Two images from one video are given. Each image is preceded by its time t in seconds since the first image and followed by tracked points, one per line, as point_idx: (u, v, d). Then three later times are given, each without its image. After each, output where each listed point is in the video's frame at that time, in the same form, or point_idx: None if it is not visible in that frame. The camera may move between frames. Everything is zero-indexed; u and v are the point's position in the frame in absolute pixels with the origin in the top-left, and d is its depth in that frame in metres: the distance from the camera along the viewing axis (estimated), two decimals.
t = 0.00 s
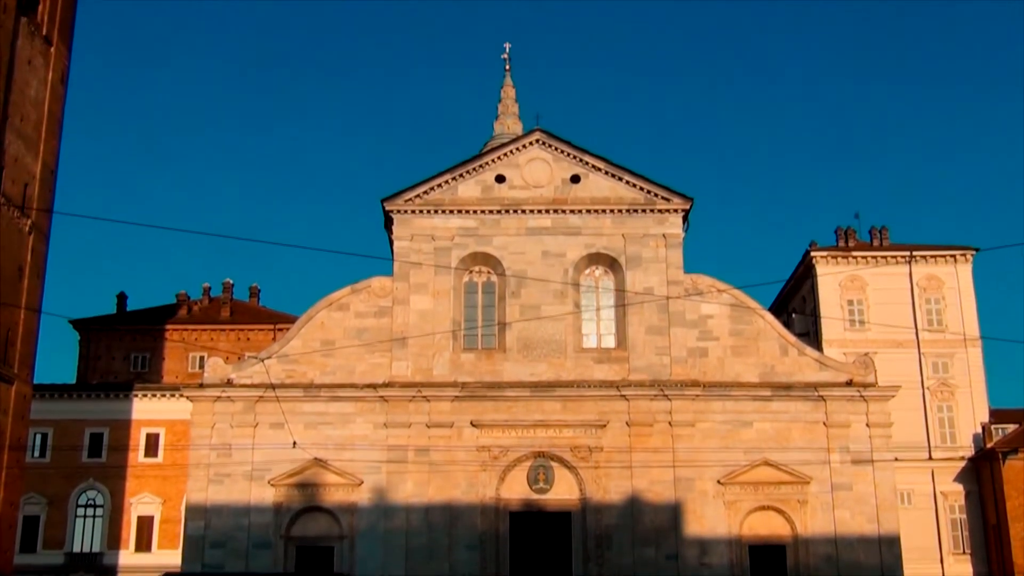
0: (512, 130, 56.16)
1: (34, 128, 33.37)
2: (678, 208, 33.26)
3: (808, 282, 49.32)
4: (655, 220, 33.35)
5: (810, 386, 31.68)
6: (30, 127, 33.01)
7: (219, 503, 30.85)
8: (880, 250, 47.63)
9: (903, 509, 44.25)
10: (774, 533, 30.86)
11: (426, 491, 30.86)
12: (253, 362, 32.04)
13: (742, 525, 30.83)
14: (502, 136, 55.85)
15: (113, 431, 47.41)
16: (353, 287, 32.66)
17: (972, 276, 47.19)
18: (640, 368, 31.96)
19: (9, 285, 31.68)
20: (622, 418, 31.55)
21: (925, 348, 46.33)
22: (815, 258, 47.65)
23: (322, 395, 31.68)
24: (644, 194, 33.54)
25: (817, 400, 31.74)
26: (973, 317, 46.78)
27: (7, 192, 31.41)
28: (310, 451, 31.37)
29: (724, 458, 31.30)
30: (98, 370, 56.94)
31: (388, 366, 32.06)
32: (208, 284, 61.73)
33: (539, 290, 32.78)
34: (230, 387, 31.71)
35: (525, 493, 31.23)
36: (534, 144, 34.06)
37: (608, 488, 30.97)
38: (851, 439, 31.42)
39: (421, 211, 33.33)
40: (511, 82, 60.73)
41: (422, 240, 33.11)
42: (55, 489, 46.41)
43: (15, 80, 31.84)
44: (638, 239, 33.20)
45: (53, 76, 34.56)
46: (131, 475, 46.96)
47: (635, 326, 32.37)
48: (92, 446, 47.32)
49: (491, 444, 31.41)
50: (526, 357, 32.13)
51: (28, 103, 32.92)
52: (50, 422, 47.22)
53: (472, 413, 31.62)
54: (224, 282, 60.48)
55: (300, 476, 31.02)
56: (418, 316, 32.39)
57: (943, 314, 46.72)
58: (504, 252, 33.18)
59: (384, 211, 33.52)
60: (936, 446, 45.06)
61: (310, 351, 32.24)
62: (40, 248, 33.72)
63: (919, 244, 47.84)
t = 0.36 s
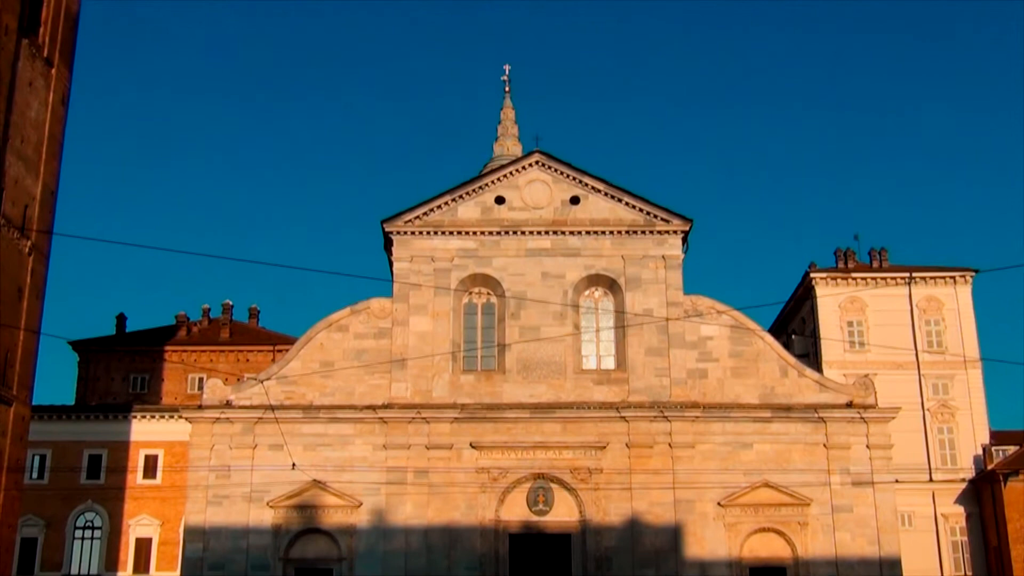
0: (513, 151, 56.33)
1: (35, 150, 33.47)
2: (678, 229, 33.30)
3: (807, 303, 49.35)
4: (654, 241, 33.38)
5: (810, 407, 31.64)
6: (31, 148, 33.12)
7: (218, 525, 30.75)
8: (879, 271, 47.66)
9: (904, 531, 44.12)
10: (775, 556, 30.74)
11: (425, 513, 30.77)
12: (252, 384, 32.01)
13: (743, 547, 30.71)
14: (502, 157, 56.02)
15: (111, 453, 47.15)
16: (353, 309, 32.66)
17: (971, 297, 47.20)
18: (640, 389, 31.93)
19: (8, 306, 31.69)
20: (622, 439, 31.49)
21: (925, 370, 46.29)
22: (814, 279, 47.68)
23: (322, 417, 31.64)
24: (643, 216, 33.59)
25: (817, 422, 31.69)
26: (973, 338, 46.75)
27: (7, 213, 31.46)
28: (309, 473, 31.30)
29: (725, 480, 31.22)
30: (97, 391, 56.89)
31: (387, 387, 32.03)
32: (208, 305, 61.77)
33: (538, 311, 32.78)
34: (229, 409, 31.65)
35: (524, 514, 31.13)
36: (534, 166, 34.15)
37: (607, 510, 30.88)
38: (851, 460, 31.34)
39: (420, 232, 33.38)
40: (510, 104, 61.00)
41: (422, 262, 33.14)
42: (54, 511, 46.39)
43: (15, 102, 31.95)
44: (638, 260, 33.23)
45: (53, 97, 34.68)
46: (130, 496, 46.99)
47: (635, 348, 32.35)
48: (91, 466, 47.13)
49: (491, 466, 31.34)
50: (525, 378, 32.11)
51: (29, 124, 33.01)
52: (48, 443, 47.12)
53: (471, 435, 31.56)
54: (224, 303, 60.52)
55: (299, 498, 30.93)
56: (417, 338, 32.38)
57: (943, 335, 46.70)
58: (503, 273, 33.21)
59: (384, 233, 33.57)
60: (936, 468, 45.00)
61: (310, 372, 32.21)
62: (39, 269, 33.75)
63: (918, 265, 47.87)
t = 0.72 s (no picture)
0: (512, 172, 56.47)
1: (35, 171, 33.54)
2: (677, 250, 33.34)
3: (807, 324, 49.35)
4: (654, 263, 33.41)
5: (810, 429, 31.59)
6: (31, 169, 33.19)
7: (216, 546, 30.62)
8: (879, 293, 47.66)
9: (904, 553, 43.97)
10: None
11: (424, 535, 30.67)
12: (251, 405, 31.96)
13: (743, 569, 30.57)
14: (502, 179, 56.15)
15: (110, 474, 47.12)
16: (352, 329, 32.65)
17: (971, 319, 47.18)
18: (639, 411, 31.88)
19: (8, 327, 31.67)
20: (621, 461, 31.41)
21: (925, 391, 46.24)
22: (814, 300, 47.69)
23: (321, 438, 31.58)
24: (643, 237, 33.63)
25: (817, 443, 31.62)
26: (973, 360, 46.71)
27: (7, 234, 31.51)
28: (308, 494, 31.20)
29: (725, 501, 31.13)
30: (96, 412, 56.77)
31: (387, 409, 31.97)
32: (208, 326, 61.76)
33: (538, 332, 32.78)
34: (228, 430, 31.59)
35: (524, 536, 31.01)
36: (534, 187, 34.22)
37: (607, 531, 30.77)
38: (851, 482, 31.25)
39: (420, 253, 33.41)
40: (510, 125, 61.20)
41: (422, 282, 33.16)
42: (52, 533, 46.21)
43: (16, 124, 32.03)
44: (637, 281, 33.25)
45: (54, 119, 34.79)
46: (128, 518, 46.83)
47: (634, 369, 32.33)
48: (88, 488, 47.12)
49: (490, 487, 31.25)
50: (525, 400, 32.07)
51: (29, 145, 33.09)
52: (46, 464, 47.03)
53: (471, 456, 31.48)
54: (224, 324, 60.52)
55: (298, 519, 30.82)
56: (417, 359, 32.36)
57: (943, 356, 46.67)
58: (503, 294, 33.22)
59: (383, 254, 33.61)
60: (937, 490, 45.04)
61: (309, 393, 32.17)
62: (39, 290, 33.78)
63: (918, 286, 47.90)
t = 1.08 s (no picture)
0: (512, 194, 56.62)
1: (35, 193, 33.61)
2: (677, 272, 33.37)
3: (807, 346, 49.35)
4: (653, 284, 33.43)
5: (810, 451, 31.53)
6: (31, 191, 33.26)
7: (214, 569, 30.48)
8: (879, 314, 47.67)
9: None
10: None
11: (424, 558, 30.58)
12: (250, 427, 31.91)
13: None
14: (502, 201, 56.24)
15: (109, 497, 45.00)
16: (351, 351, 32.62)
17: (971, 341, 47.16)
18: (639, 433, 31.82)
19: (7, 349, 31.67)
20: (621, 483, 31.32)
21: (925, 413, 46.16)
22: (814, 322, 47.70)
23: (320, 460, 31.51)
24: (642, 259, 33.66)
25: (817, 465, 31.54)
26: (973, 382, 46.65)
27: (7, 256, 31.55)
28: (307, 517, 31.09)
29: (725, 523, 31.02)
30: (95, 434, 56.62)
31: (386, 431, 31.91)
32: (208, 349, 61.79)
33: (538, 354, 32.77)
34: (227, 452, 31.53)
35: (524, 559, 30.85)
36: (533, 209, 34.29)
37: (607, 554, 30.66)
38: (852, 504, 31.15)
39: (420, 274, 33.44)
40: (510, 148, 61.41)
41: (421, 304, 33.17)
42: (50, 556, 44.02)
43: (16, 146, 32.14)
44: (637, 303, 33.25)
45: (54, 141, 34.90)
46: (126, 541, 44.62)
47: (634, 391, 32.29)
48: (86, 510, 45.08)
49: (490, 509, 31.15)
50: (525, 422, 32.01)
51: (30, 167, 33.17)
52: (44, 486, 44.80)
53: (470, 478, 31.38)
54: (224, 346, 60.53)
55: (297, 542, 30.69)
56: (416, 381, 32.33)
57: (943, 378, 46.62)
58: (502, 316, 33.22)
59: (383, 275, 33.63)
60: (938, 512, 44.87)
61: (308, 415, 32.12)
62: (39, 312, 33.80)
63: (918, 308, 47.91)
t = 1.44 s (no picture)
0: (512, 216, 56.69)
1: (35, 214, 33.65)
2: (676, 293, 33.39)
3: (806, 368, 49.32)
4: (653, 306, 33.43)
5: (810, 473, 31.44)
6: (31, 213, 33.31)
7: None
8: (879, 336, 47.66)
9: None
10: None
11: None
12: (249, 448, 31.84)
13: None
14: (502, 223, 56.28)
15: (107, 518, 44.58)
16: (351, 372, 32.59)
17: (971, 362, 47.12)
18: (639, 455, 31.75)
19: (6, 370, 31.63)
20: (621, 505, 31.21)
21: (926, 435, 46.06)
22: (813, 344, 47.68)
23: (319, 482, 31.42)
24: (642, 280, 33.69)
25: (817, 487, 31.45)
26: (973, 404, 46.58)
27: (7, 277, 31.57)
28: (306, 539, 30.98)
29: (725, 546, 30.90)
30: (93, 456, 56.44)
31: (385, 452, 31.84)
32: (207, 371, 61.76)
33: (537, 375, 32.74)
34: (226, 474, 31.44)
35: None
36: (533, 231, 34.35)
37: None
38: (852, 526, 31.05)
39: (419, 296, 33.45)
40: (509, 170, 61.53)
41: (421, 325, 33.17)
42: None
43: (17, 167, 32.22)
44: (636, 324, 33.25)
45: (54, 162, 34.97)
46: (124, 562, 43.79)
47: (634, 412, 32.24)
48: (84, 533, 44.65)
49: (489, 531, 31.04)
50: (524, 443, 31.94)
51: (30, 188, 33.22)
52: (43, 508, 44.53)
53: (470, 500, 31.29)
54: (223, 368, 60.50)
55: (296, 564, 30.55)
56: (416, 402, 32.28)
57: (943, 400, 46.55)
58: (502, 337, 33.21)
59: (383, 297, 33.65)
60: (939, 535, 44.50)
61: (307, 437, 32.06)
62: (38, 333, 33.78)
63: (917, 330, 47.91)
